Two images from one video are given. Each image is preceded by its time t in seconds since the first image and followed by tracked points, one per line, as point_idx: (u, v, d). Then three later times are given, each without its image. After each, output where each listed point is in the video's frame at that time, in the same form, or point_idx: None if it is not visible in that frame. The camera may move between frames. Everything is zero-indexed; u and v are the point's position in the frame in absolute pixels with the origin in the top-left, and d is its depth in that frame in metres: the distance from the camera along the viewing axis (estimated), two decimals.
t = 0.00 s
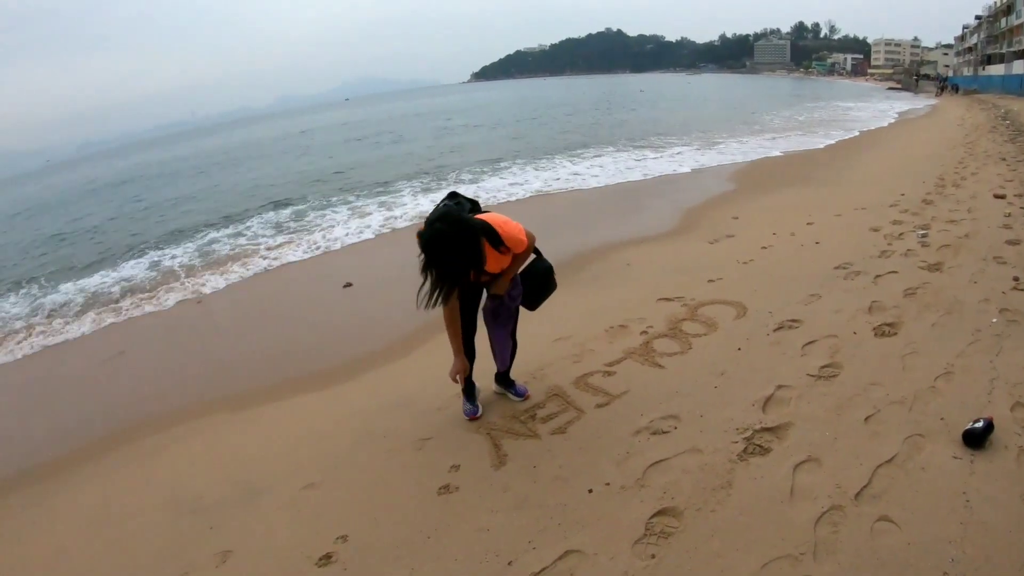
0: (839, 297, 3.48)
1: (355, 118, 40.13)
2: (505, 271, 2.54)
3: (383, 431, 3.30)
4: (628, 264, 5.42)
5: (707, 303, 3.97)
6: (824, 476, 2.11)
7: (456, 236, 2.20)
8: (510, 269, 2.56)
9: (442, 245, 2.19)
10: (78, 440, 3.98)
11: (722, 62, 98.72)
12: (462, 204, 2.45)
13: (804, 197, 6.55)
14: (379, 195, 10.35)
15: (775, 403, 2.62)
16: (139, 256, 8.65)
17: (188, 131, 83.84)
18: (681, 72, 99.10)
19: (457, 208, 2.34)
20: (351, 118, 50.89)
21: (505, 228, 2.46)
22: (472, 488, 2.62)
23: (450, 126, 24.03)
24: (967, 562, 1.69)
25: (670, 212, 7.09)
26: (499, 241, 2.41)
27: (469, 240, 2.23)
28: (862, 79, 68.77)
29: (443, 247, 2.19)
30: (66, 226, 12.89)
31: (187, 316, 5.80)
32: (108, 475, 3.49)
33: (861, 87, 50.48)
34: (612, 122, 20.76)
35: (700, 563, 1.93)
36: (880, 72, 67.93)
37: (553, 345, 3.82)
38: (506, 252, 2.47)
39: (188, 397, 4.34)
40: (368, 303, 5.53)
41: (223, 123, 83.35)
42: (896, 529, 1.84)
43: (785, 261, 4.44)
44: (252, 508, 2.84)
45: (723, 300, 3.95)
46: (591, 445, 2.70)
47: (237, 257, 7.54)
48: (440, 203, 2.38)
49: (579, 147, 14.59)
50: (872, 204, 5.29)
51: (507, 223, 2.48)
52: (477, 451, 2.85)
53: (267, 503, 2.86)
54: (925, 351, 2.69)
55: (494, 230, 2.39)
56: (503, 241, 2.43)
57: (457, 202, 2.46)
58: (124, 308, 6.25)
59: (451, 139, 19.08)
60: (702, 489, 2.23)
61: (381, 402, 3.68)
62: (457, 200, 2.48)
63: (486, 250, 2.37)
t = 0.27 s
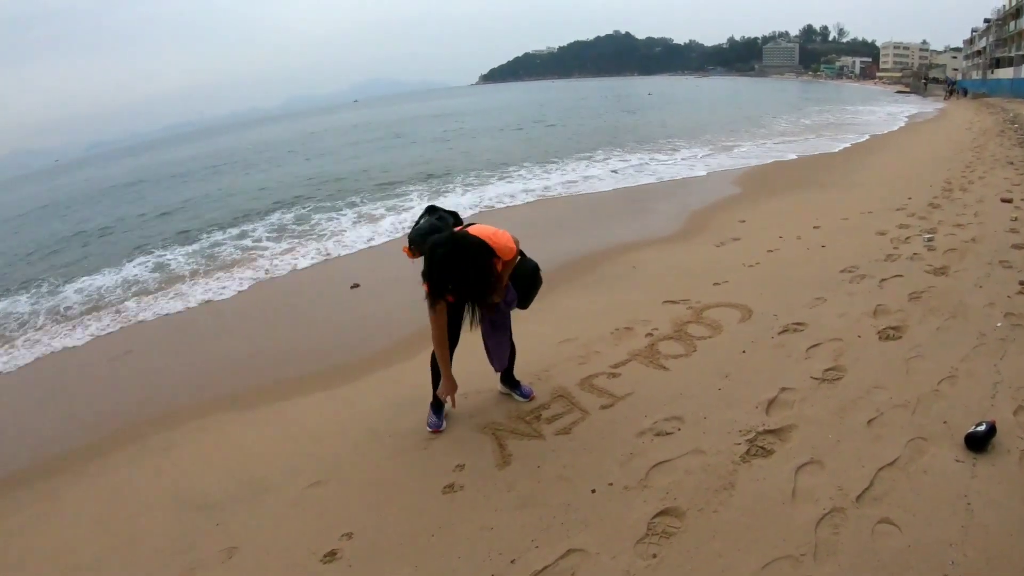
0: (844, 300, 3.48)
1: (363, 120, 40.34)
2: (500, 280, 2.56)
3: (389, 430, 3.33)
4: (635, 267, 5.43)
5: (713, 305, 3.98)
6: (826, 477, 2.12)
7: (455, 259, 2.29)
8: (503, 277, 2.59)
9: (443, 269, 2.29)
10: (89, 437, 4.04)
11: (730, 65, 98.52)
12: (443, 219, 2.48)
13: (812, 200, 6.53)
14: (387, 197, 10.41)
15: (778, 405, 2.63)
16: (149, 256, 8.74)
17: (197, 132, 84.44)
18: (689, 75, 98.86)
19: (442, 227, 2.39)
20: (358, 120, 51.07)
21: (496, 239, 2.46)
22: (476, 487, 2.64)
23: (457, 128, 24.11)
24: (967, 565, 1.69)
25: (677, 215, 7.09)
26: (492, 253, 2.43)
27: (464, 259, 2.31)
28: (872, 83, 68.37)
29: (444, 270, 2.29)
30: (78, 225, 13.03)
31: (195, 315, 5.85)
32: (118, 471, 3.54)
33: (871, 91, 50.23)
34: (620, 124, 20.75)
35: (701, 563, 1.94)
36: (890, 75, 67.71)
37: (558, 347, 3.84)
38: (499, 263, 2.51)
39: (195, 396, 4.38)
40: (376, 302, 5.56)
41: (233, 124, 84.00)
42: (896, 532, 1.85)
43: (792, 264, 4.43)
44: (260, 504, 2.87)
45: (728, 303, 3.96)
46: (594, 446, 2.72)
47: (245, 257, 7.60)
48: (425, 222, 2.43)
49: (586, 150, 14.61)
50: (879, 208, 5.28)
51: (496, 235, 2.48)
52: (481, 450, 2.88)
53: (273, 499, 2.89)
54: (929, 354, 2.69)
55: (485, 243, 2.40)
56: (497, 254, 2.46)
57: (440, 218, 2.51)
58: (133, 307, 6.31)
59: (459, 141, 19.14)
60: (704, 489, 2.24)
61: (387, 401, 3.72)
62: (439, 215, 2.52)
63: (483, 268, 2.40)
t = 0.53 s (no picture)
0: (847, 303, 3.48)
1: (369, 123, 40.51)
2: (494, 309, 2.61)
3: (392, 429, 3.34)
4: (638, 269, 5.44)
5: (716, 308, 3.98)
6: (826, 479, 2.12)
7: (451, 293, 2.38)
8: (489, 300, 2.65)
9: (441, 302, 2.38)
10: (95, 434, 4.07)
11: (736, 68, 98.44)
12: (423, 251, 2.42)
13: (816, 204, 6.53)
14: (392, 200, 10.46)
15: (780, 407, 2.63)
16: (156, 256, 8.81)
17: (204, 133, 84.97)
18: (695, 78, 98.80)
19: (425, 262, 2.36)
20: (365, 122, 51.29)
21: (484, 268, 2.49)
22: (478, 486, 2.66)
23: (462, 130, 24.18)
24: (966, 568, 1.70)
25: (681, 217, 7.10)
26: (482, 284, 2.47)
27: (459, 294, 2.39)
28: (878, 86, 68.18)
29: (441, 303, 2.39)
30: (85, 225, 13.13)
31: (200, 314, 5.88)
32: (123, 468, 3.58)
33: (877, 95, 50.09)
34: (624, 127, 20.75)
35: (700, 563, 1.95)
36: (896, 79, 67.51)
37: (561, 348, 3.85)
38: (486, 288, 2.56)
39: (200, 394, 4.42)
40: (380, 303, 5.59)
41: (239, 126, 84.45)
42: (896, 534, 1.85)
43: (795, 267, 4.43)
44: (263, 502, 2.90)
45: (730, 306, 3.97)
46: (595, 447, 2.73)
47: (251, 258, 7.65)
48: (408, 260, 2.34)
49: (590, 153, 14.64)
50: (883, 211, 5.28)
51: (482, 263, 2.50)
52: (483, 450, 2.89)
53: (276, 497, 2.91)
54: (931, 357, 2.69)
55: (473, 276, 2.43)
56: (486, 283, 2.51)
57: (418, 250, 2.42)
58: (138, 308, 6.35)
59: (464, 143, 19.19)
60: (704, 490, 2.25)
61: (390, 401, 3.74)
62: (413, 247, 2.42)
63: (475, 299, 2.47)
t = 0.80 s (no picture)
0: (850, 304, 3.48)
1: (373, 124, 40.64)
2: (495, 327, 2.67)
3: (395, 428, 3.36)
4: (641, 270, 5.44)
5: (718, 309, 3.99)
6: (827, 479, 2.13)
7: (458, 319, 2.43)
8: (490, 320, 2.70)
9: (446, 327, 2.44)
10: (101, 432, 4.10)
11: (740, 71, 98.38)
12: (424, 277, 2.43)
13: (819, 205, 6.53)
14: (396, 202, 10.50)
15: (782, 407, 2.64)
16: (161, 256, 8.85)
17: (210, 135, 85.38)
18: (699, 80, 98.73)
19: (428, 289, 2.38)
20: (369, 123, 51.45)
21: (486, 292, 2.52)
22: (480, 484, 2.67)
23: (466, 132, 24.23)
24: (967, 567, 1.70)
25: (684, 218, 7.11)
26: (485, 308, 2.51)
27: (465, 319, 2.45)
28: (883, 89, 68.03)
29: (446, 328, 2.45)
30: (91, 226, 13.19)
31: (203, 313, 5.89)
32: (129, 465, 3.60)
33: (881, 97, 49.97)
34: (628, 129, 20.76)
35: (701, 561, 1.96)
36: (901, 81, 67.35)
37: (564, 348, 3.87)
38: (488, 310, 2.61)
39: (205, 392, 4.44)
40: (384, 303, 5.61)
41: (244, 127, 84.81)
42: (897, 533, 1.86)
43: (798, 268, 4.43)
44: (267, 499, 2.92)
45: (734, 307, 3.97)
46: (598, 446, 2.74)
47: (256, 259, 7.69)
48: (412, 288, 2.35)
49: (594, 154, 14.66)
50: (886, 213, 5.28)
51: (485, 288, 2.54)
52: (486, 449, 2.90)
53: (280, 494, 2.93)
54: (933, 358, 2.69)
55: (479, 302, 2.48)
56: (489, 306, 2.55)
57: (420, 276, 2.41)
58: (143, 306, 6.38)
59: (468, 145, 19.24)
60: (706, 490, 2.26)
61: (394, 400, 3.75)
62: (414, 273, 2.41)
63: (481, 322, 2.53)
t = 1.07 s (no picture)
0: (852, 302, 3.49)
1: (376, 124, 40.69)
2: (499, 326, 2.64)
3: (398, 424, 3.38)
4: (644, 268, 5.45)
5: (721, 307, 4.00)
6: (829, 476, 2.14)
7: (457, 322, 2.45)
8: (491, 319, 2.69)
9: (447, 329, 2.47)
10: (106, 429, 4.13)
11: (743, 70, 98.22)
12: (425, 280, 2.47)
13: (822, 204, 6.52)
14: (400, 201, 10.52)
15: (784, 405, 2.64)
16: (165, 255, 8.89)
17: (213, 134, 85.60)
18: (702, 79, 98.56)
19: (428, 293, 2.43)
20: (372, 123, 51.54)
21: (486, 292, 2.51)
22: (483, 480, 2.68)
23: (469, 131, 24.23)
24: (967, 563, 1.71)
25: (687, 217, 7.11)
26: (485, 309, 2.50)
27: (465, 321, 2.45)
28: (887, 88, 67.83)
29: (447, 330, 2.49)
30: (94, 226, 13.22)
31: (207, 311, 5.92)
32: (134, 462, 3.63)
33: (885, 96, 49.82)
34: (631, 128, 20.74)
35: (703, 557, 1.97)
36: (905, 80, 67.15)
37: (567, 346, 3.88)
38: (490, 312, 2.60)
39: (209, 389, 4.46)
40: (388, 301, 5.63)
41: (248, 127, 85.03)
42: (898, 529, 1.86)
43: (801, 266, 4.43)
44: (271, 495, 2.94)
45: (736, 305, 3.97)
46: (600, 443, 2.75)
47: (260, 258, 7.73)
48: (412, 291, 2.41)
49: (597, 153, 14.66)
50: (890, 212, 5.27)
51: (485, 289, 2.53)
52: (489, 445, 2.92)
53: (284, 490, 2.95)
54: (936, 356, 2.69)
55: (478, 303, 2.47)
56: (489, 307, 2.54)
57: (420, 279, 2.46)
58: (147, 306, 6.39)
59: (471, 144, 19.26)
60: (708, 486, 2.27)
61: (397, 397, 3.77)
62: (415, 277, 2.46)
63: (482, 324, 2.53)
